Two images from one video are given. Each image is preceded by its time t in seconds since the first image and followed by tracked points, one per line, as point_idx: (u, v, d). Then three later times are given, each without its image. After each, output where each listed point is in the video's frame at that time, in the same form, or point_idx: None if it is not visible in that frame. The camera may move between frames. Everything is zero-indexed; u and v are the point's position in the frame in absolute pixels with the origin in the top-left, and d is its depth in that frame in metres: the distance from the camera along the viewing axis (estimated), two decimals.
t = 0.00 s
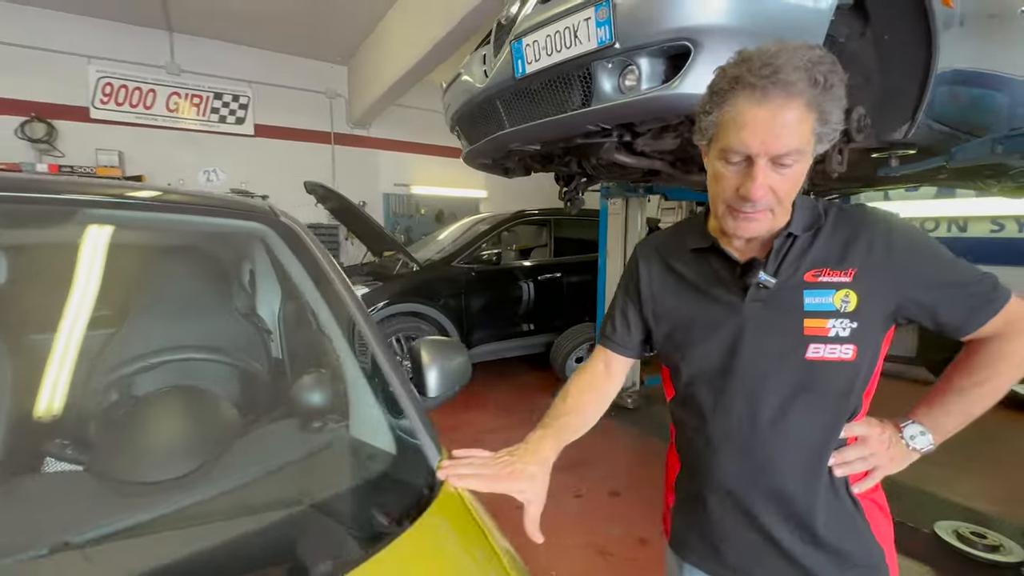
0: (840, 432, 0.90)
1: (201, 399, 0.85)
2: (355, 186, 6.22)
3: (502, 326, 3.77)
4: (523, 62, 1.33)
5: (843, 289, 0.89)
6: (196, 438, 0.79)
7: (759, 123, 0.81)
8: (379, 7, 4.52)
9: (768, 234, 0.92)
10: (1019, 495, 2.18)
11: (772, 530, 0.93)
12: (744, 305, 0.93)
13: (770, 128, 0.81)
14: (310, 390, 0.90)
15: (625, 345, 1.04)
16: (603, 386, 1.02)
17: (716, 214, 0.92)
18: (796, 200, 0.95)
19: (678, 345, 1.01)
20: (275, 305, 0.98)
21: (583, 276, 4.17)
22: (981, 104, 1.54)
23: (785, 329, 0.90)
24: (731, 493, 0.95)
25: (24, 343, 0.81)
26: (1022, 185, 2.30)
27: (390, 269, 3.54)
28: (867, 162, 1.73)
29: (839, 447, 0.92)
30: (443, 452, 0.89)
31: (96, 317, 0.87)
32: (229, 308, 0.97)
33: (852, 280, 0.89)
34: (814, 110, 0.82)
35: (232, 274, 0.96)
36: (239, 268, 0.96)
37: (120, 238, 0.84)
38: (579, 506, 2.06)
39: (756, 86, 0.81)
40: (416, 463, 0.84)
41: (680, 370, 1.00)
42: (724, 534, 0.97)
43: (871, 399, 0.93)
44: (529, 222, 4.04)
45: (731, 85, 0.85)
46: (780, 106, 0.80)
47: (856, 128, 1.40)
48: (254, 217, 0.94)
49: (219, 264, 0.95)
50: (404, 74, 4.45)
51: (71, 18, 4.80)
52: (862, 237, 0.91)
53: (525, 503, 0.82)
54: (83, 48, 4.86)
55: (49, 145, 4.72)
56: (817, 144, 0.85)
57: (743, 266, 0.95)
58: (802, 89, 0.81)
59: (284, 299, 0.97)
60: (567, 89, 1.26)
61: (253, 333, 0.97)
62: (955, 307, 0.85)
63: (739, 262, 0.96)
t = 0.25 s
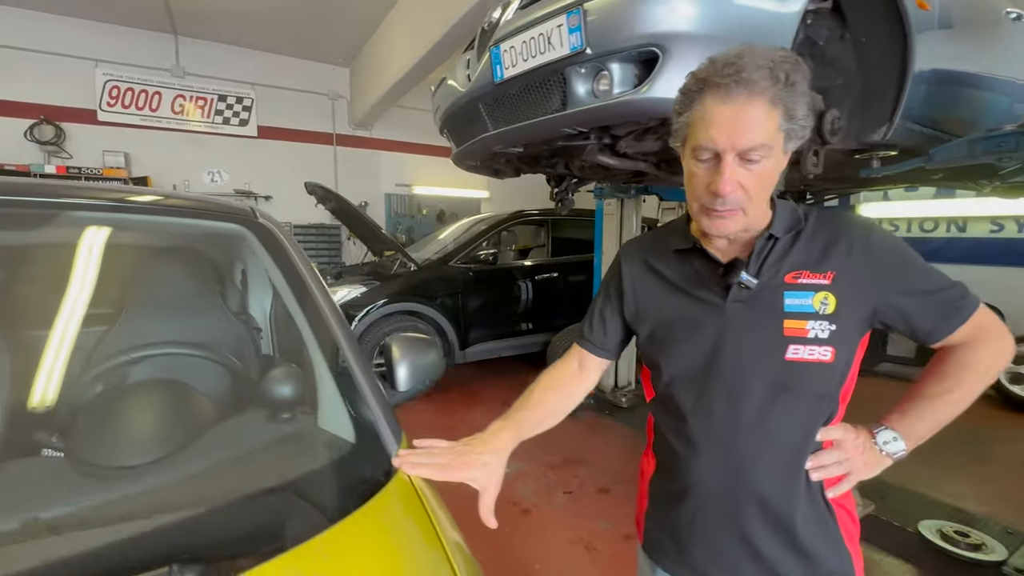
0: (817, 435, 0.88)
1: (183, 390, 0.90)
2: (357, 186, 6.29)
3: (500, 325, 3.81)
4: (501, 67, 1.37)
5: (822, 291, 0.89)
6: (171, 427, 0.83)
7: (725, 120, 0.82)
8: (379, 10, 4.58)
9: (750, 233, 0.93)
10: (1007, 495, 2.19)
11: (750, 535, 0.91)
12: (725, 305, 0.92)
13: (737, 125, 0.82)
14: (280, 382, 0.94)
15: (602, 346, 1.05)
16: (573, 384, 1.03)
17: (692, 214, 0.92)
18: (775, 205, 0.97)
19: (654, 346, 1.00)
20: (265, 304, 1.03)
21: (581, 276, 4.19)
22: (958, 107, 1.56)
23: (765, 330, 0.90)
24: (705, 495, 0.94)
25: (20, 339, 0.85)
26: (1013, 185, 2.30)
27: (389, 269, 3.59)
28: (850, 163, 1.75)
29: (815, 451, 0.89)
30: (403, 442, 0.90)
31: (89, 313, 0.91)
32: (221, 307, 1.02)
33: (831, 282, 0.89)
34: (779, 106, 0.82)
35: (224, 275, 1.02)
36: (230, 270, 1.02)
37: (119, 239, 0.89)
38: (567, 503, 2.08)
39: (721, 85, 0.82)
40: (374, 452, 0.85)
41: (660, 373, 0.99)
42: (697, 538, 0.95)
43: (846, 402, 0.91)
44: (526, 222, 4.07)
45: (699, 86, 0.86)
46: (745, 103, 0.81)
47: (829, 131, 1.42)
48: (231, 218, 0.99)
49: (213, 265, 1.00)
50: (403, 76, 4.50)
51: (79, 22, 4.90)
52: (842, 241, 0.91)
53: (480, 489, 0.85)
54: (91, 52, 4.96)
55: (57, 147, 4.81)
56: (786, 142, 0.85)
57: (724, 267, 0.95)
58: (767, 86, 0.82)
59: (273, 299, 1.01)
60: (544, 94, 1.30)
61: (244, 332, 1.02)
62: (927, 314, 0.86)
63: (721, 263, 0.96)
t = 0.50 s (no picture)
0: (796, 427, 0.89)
1: (183, 376, 0.97)
2: (360, 186, 6.37)
3: (500, 323, 3.88)
4: (487, 72, 1.43)
5: (805, 289, 0.90)
6: (168, 406, 0.90)
7: (709, 119, 0.87)
8: (381, 12, 4.65)
9: (738, 231, 0.94)
10: (992, 490, 2.23)
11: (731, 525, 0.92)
12: (713, 300, 0.93)
13: (721, 124, 0.87)
14: (269, 367, 1.00)
15: (586, 335, 1.07)
16: (554, 371, 1.05)
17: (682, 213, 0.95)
18: (762, 205, 0.98)
19: (639, 338, 1.02)
20: (265, 301, 1.09)
21: (580, 274, 4.24)
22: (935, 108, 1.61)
23: (749, 325, 0.91)
24: (690, 481, 0.93)
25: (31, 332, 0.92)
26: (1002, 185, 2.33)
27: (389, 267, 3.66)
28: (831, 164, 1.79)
29: (793, 442, 0.90)
30: (381, 423, 0.97)
31: (97, 305, 0.99)
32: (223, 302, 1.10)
33: (813, 281, 0.90)
34: (761, 107, 0.87)
35: (225, 270, 1.09)
36: (232, 265, 1.09)
37: (125, 236, 0.96)
38: (559, 494, 2.14)
39: (705, 88, 0.88)
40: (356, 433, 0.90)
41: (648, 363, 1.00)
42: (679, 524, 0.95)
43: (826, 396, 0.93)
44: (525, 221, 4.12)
45: (685, 92, 0.92)
46: (727, 103, 0.86)
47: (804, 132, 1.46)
48: (229, 217, 1.05)
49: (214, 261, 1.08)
50: (405, 77, 4.57)
51: (90, 27, 5.01)
52: (825, 242, 0.93)
53: (451, 468, 0.91)
54: (100, 55, 5.07)
55: (67, 148, 4.92)
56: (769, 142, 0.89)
57: (712, 264, 0.96)
58: (749, 88, 0.87)
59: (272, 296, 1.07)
60: (527, 98, 1.36)
61: (244, 325, 1.09)
62: (902, 313, 0.88)
63: (709, 260, 0.97)
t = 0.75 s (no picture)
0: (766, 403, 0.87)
1: (204, 357, 1.06)
2: (366, 186, 6.49)
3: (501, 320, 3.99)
4: (481, 80, 1.52)
5: (782, 284, 0.88)
6: (191, 382, 0.99)
7: (697, 126, 0.86)
8: (386, 17, 4.77)
9: (724, 228, 0.92)
10: (974, 479, 2.30)
11: (710, 500, 0.89)
12: (699, 291, 0.91)
13: (709, 131, 0.86)
14: (280, 349, 1.08)
15: (577, 312, 1.05)
16: (539, 344, 1.03)
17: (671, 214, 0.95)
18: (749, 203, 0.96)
19: (621, 321, 1.02)
20: (274, 292, 1.18)
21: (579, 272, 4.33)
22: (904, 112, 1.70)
23: (727, 314, 0.89)
24: (669, 456, 0.92)
25: (61, 322, 0.99)
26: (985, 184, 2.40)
27: (393, 265, 3.76)
28: (811, 165, 1.87)
29: (763, 419, 0.88)
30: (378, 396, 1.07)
31: (123, 296, 1.05)
32: (235, 295, 1.18)
33: (791, 277, 0.88)
34: (750, 115, 0.86)
35: (237, 265, 1.19)
36: (245, 261, 1.20)
37: (144, 233, 1.07)
38: (553, 482, 2.23)
39: (694, 94, 0.87)
40: (356, 407, 1.00)
41: (636, 336, 0.98)
42: (662, 493, 0.93)
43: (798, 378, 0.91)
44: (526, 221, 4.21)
45: (677, 98, 0.91)
46: (715, 111, 0.85)
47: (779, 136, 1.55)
48: (241, 215, 1.19)
49: (227, 257, 1.19)
50: (409, 80, 4.67)
51: (104, 31, 5.15)
52: (806, 240, 0.90)
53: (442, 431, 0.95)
54: (114, 60, 5.21)
55: (83, 150, 5.07)
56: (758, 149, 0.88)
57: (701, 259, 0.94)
58: (737, 97, 0.86)
59: (280, 287, 1.17)
60: (518, 104, 1.45)
61: (255, 316, 1.17)
62: (867, 308, 0.87)
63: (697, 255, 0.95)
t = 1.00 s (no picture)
0: (740, 396, 0.94)
1: (221, 352, 1.14)
2: (370, 188, 6.59)
3: (502, 318, 4.08)
4: (478, 91, 1.60)
5: (757, 287, 0.95)
6: (210, 375, 1.07)
7: (688, 142, 0.92)
8: (390, 21, 4.85)
9: (707, 237, 0.99)
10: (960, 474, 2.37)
11: (688, 482, 0.97)
12: (681, 293, 0.99)
13: (698, 147, 0.92)
14: (291, 344, 1.17)
15: (569, 306, 1.12)
16: (531, 335, 1.11)
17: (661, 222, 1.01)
18: (731, 211, 1.02)
19: (611, 317, 1.10)
20: (283, 292, 1.27)
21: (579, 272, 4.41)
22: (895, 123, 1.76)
23: (705, 314, 0.96)
24: (652, 440, 1.00)
25: (85, 320, 1.09)
26: (972, 187, 2.46)
27: (396, 265, 3.85)
28: (799, 169, 1.94)
29: (738, 409, 0.96)
30: (383, 385, 1.15)
31: (142, 297, 1.15)
32: (247, 295, 1.27)
33: (765, 280, 0.95)
34: (737, 134, 0.92)
35: (248, 266, 1.28)
36: (253, 262, 1.28)
37: (158, 236, 1.16)
38: (550, 475, 2.31)
39: (685, 112, 0.92)
40: (361, 396, 1.08)
41: (625, 330, 1.06)
42: (646, 476, 1.01)
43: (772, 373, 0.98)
44: (527, 222, 4.28)
45: (670, 113, 0.97)
46: (705, 129, 0.90)
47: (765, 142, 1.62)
48: (253, 219, 1.26)
49: (239, 258, 1.27)
50: (412, 84, 4.76)
51: (115, 36, 5.25)
52: (783, 246, 0.97)
53: (441, 414, 1.03)
54: (125, 64, 5.32)
55: (94, 152, 5.18)
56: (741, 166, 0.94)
57: (684, 263, 1.01)
58: (725, 117, 0.92)
59: (289, 287, 1.26)
60: (514, 113, 1.53)
61: (266, 314, 1.26)
62: (839, 310, 0.93)
63: (682, 259, 1.02)
